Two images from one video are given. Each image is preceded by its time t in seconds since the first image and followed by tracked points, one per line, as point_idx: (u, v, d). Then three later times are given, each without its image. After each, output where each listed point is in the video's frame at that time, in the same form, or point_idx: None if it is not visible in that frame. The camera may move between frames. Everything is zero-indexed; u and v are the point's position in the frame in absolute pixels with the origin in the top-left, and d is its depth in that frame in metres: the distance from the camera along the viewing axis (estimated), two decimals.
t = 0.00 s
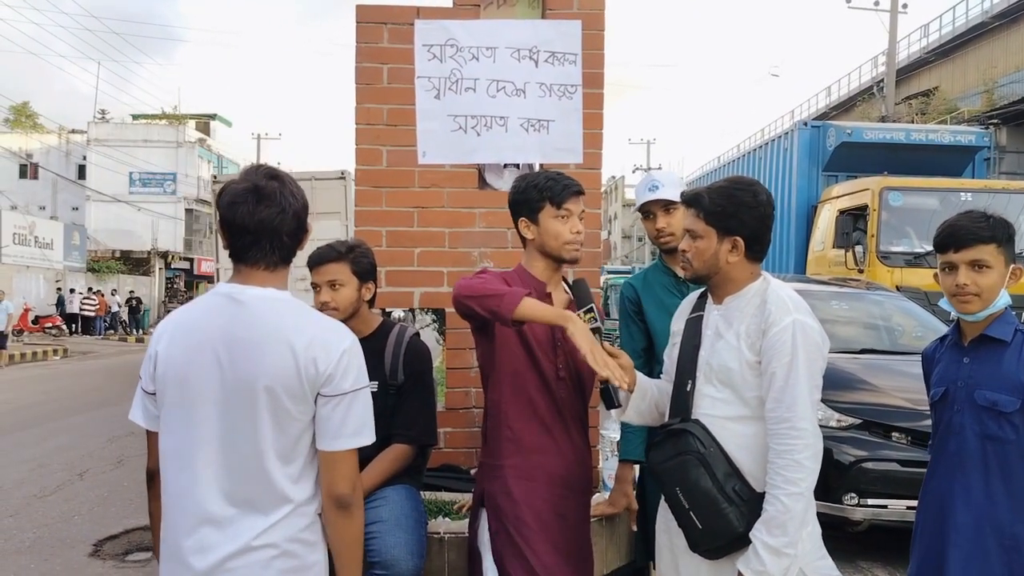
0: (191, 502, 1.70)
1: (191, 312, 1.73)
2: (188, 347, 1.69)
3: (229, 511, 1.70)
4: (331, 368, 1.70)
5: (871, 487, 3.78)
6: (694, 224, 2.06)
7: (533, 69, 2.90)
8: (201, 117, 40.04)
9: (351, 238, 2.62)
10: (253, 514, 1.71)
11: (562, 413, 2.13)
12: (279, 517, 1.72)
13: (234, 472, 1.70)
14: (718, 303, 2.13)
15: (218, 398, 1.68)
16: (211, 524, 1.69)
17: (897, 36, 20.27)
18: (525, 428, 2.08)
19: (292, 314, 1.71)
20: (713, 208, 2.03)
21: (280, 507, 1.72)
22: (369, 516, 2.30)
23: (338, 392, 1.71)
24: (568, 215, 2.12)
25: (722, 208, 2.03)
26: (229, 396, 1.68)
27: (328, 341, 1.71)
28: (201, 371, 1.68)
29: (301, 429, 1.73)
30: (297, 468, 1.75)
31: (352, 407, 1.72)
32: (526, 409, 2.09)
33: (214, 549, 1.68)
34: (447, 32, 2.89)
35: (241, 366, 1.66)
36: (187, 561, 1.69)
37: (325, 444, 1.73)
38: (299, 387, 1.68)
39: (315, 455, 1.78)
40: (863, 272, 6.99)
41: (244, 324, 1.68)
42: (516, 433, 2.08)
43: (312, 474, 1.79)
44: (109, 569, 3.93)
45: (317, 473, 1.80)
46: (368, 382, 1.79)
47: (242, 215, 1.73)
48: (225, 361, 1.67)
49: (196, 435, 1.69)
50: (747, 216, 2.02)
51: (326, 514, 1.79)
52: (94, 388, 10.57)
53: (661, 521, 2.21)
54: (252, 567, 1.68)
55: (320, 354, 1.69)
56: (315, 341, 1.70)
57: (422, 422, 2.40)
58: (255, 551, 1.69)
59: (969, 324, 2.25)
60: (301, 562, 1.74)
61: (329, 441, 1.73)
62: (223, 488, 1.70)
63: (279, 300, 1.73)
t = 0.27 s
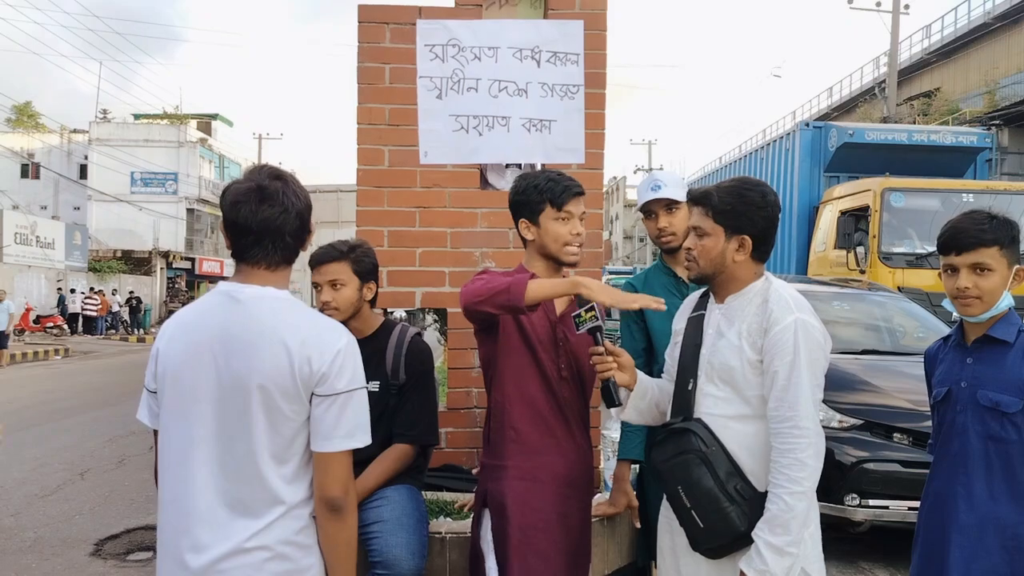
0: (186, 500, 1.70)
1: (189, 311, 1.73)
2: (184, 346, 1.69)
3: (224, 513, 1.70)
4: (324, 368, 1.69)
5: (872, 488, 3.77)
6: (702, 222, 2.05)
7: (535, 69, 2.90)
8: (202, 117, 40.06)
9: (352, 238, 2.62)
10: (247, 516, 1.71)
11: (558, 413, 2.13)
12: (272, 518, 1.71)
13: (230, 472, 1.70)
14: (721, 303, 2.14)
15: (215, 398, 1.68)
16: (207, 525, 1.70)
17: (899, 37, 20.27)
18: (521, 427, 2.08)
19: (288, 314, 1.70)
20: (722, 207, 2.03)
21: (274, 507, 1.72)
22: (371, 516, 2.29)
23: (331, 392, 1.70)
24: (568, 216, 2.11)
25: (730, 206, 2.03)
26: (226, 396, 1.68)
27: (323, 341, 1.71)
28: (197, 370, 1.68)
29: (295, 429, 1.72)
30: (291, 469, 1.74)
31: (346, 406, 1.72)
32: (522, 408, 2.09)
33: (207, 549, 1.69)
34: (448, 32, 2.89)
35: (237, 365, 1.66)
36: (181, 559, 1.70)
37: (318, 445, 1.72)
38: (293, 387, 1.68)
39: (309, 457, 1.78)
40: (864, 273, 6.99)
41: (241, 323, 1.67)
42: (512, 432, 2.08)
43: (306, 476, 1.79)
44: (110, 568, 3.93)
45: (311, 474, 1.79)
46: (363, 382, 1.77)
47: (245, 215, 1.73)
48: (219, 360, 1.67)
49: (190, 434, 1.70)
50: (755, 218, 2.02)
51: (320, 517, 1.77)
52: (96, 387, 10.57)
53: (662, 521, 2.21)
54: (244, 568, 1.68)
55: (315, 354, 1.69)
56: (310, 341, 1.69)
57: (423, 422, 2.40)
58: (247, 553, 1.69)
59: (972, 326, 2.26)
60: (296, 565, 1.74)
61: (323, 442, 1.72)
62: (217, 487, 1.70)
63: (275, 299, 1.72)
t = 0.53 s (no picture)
0: (184, 499, 1.70)
1: (186, 310, 1.73)
2: (182, 344, 1.69)
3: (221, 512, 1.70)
4: (322, 367, 1.69)
5: (869, 487, 3.78)
6: (710, 217, 2.03)
7: (533, 68, 2.90)
8: (201, 116, 40.05)
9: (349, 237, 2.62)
10: (244, 515, 1.71)
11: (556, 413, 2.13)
12: (269, 517, 1.71)
13: (227, 472, 1.70)
14: (717, 301, 2.13)
15: (211, 397, 1.68)
16: (203, 523, 1.69)
17: (897, 37, 20.28)
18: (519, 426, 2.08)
19: (285, 314, 1.70)
20: (733, 202, 2.02)
21: (271, 507, 1.72)
22: (367, 514, 2.30)
23: (329, 392, 1.70)
24: (567, 221, 2.11)
25: (741, 203, 2.02)
26: (222, 395, 1.67)
27: (321, 341, 1.71)
28: (194, 369, 1.68)
29: (293, 428, 1.72)
30: (288, 468, 1.74)
31: (343, 406, 1.71)
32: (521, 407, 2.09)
33: (204, 547, 1.68)
34: (446, 31, 2.88)
35: (233, 365, 1.66)
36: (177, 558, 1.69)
37: (315, 445, 1.72)
38: (290, 386, 1.68)
39: (306, 456, 1.78)
40: (862, 272, 6.99)
41: (238, 322, 1.67)
42: (509, 431, 2.08)
43: (303, 474, 1.79)
44: (108, 567, 3.93)
45: (308, 473, 1.79)
46: (361, 382, 1.77)
47: (245, 214, 1.73)
48: (217, 359, 1.67)
49: (188, 432, 1.69)
50: (761, 216, 2.03)
51: (316, 517, 1.77)
52: (93, 387, 10.56)
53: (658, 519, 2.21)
54: (240, 568, 1.68)
55: (312, 354, 1.69)
56: (308, 340, 1.69)
57: (421, 421, 2.40)
58: (244, 552, 1.69)
59: (970, 325, 2.25)
60: (292, 564, 1.74)
61: (320, 442, 1.71)
62: (215, 486, 1.70)
63: (273, 298, 1.72)
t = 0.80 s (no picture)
0: (185, 498, 1.70)
1: (186, 308, 1.73)
2: (182, 343, 1.69)
3: (222, 511, 1.70)
4: (324, 367, 1.70)
5: (867, 485, 3.78)
6: (711, 214, 2.02)
7: (530, 67, 2.90)
8: (200, 115, 40.03)
9: (347, 236, 2.62)
10: (245, 513, 1.71)
11: (557, 412, 2.13)
12: (271, 516, 1.72)
13: (228, 471, 1.70)
14: (712, 299, 2.14)
15: (211, 396, 1.68)
16: (204, 522, 1.69)
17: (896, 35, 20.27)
18: (520, 425, 2.08)
19: (286, 313, 1.70)
20: (736, 199, 2.02)
21: (273, 505, 1.72)
22: (365, 513, 2.30)
23: (332, 391, 1.71)
24: (564, 216, 2.12)
25: (744, 201, 2.02)
26: (222, 394, 1.67)
27: (322, 340, 1.71)
28: (194, 368, 1.68)
29: (295, 427, 1.73)
30: (289, 466, 1.75)
31: (346, 405, 1.73)
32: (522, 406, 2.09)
33: (206, 546, 1.68)
34: (444, 30, 2.88)
35: (234, 364, 1.66)
36: (178, 556, 1.69)
37: (318, 443, 1.73)
38: (292, 386, 1.68)
39: (308, 453, 1.79)
40: (861, 271, 6.98)
41: (238, 321, 1.67)
42: (511, 430, 2.08)
43: (304, 472, 1.80)
44: (107, 566, 3.93)
45: (310, 470, 1.81)
46: (362, 382, 1.79)
47: (240, 211, 1.72)
48: (217, 358, 1.67)
49: (189, 431, 1.69)
50: (763, 214, 2.03)
51: (318, 514, 1.79)
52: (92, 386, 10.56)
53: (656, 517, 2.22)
54: (242, 566, 1.68)
55: (314, 353, 1.69)
56: (309, 340, 1.69)
57: (419, 420, 2.40)
58: (247, 550, 1.69)
59: (968, 323, 2.25)
60: (294, 562, 1.75)
61: (323, 440, 1.73)
62: (217, 485, 1.70)
63: (274, 297, 1.73)
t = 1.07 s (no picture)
0: (187, 497, 1.70)
1: (185, 308, 1.73)
2: (182, 342, 1.69)
3: (223, 510, 1.70)
4: (326, 366, 1.71)
5: (866, 485, 3.78)
6: (709, 214, 2.02)
7: (529, 67, 2.90)
8: (198, 115, 40.02)
9: (346, 236, 2.62)
10: (246, 512, 1.71)
11: (558, 412, 2.14)
12: (273, 515, 1.72)
13: (228, 470, 1.70)
14: (710, 298, 2.14)
15: (212, 396, 1.68)
16: (205, 522, 1.69)
17: (895, 35, 20.28)
18: (521, 425, 2.08)
19: (287, 313, 1.71)
20: (733, 199, 2.02)
21: (275, 504, 1.73)
22: (363, 512, 2.30)
23: (334, 390, 1.72)
24: (567, 215, 2.13)
25: (741, 200, 2.02)
26: (223, 393, 1.67)
27: (323, 339, 1.72)
28: (195, 367, 1.68)
29: (297, 426, 1.73)
30: (292, 464, 1.75)
31: (347, 404, 1.74)
32: (523, 406, 2.09)
33: (209, 545, 1.68)
34: (443, 30, 2.88)
35: (235, 364, 1.66)
36: (181, 555, 1.69)
37: (320, 441, 1.74)
38: (294, 384, 1.69)
39: (309, 452, 1.80)
40: (860, 270, 6.99)
41: (239, 321, 1.67)
42: (511, 430, 2.08)
43: (306, 470, 1.80)
44: (106, 565, 3.93)
45: (311, 468, 1.81)
46: (363, 380, 1.79)
47: (221, 207, 1.73)
48: (218, 358, 1.67)
49: (191, 430, 1.69)
50: (761, 212, 2.04)
51: (321, 511, 1.80)
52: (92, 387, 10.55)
53: (656, 515, 2.22)
54: (246, 564, 1.68)
55: (315, 353, 1.70)
56: (310, 340, 1.70)
57: (419, 419, 2.40)
58: (251, 548, 1.69)
59: (969, 321, 2.25)
60: (298, 559, 1.75)
61: (325, 438, 1.74)
62: (217, 484, 1.70)
63: (274, 296, 1.73)
